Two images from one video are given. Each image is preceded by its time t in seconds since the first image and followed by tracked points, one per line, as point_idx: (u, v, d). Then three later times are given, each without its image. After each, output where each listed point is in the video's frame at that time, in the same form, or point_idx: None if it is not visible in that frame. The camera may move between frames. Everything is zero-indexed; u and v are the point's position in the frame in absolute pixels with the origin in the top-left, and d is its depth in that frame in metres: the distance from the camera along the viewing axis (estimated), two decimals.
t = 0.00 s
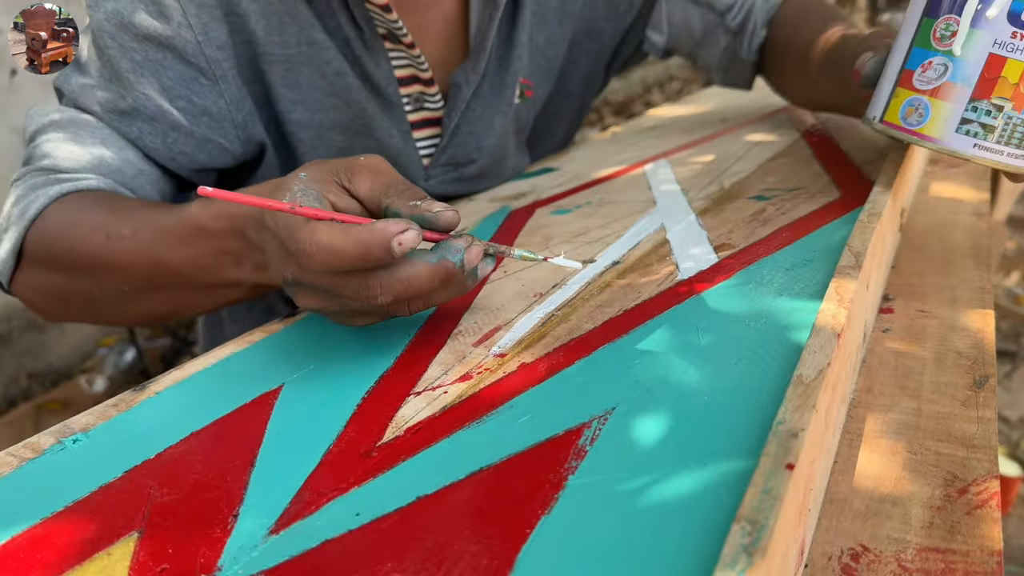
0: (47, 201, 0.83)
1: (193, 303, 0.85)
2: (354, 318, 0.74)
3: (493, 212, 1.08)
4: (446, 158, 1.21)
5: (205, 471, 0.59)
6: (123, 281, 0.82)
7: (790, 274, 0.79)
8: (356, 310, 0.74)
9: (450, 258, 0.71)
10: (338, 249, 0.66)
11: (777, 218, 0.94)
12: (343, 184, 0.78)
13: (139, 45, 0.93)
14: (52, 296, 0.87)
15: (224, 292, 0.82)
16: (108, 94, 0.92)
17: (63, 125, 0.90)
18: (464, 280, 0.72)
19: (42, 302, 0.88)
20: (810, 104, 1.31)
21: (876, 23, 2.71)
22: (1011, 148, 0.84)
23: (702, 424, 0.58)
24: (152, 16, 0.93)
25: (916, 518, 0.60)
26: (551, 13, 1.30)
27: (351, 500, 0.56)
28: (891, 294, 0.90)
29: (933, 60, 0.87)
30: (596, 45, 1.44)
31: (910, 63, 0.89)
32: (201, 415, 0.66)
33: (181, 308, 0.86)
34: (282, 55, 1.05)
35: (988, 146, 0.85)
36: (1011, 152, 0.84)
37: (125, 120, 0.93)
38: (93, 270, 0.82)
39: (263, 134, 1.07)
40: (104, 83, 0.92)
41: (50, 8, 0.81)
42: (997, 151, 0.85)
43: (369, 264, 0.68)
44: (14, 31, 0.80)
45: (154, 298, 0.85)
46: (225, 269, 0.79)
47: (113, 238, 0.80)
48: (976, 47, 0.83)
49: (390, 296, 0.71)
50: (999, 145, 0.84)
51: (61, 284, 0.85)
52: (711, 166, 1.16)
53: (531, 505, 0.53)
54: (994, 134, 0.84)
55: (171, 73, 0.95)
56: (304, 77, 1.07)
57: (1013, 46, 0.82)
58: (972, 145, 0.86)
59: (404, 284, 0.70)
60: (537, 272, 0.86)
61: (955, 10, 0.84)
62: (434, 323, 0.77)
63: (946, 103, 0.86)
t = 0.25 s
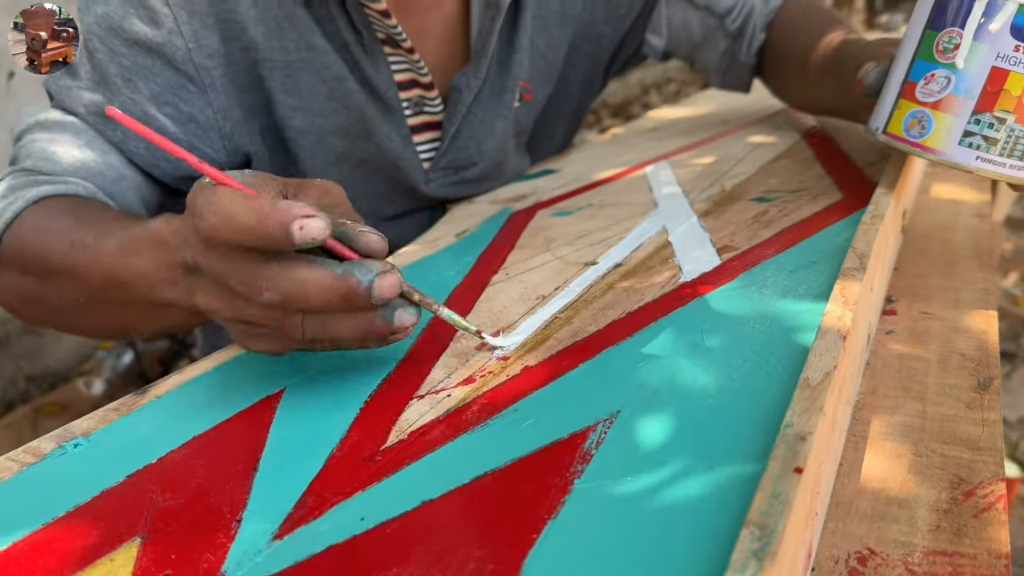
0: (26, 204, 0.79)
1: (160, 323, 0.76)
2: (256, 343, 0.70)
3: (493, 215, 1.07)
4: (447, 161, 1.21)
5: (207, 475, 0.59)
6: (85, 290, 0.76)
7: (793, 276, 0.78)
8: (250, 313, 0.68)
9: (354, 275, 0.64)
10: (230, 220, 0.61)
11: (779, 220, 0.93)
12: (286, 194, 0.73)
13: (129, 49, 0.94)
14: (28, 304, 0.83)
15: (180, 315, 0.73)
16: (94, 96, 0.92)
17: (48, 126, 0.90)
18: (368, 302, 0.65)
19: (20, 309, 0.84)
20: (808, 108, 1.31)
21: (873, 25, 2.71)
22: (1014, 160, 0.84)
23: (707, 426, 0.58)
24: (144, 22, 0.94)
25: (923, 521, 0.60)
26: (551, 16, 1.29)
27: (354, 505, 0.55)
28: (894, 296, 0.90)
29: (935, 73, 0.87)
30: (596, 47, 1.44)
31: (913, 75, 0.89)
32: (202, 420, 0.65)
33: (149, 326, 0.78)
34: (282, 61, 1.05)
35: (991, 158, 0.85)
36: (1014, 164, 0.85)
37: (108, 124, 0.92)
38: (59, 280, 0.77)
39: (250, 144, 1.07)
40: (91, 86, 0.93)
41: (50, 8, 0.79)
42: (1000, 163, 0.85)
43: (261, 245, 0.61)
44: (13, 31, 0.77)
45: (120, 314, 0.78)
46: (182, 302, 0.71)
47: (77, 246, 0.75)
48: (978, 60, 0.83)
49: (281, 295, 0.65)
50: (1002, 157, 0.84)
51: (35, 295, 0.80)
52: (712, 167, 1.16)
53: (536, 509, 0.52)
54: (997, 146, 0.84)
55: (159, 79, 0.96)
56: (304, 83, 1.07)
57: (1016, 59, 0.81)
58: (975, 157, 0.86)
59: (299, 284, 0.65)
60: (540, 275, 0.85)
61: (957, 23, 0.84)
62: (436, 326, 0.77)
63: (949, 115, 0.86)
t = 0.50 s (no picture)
0: (22, 215, 0.83)
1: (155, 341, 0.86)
2: (195, 271, 0.70)
3: (490, 217, 1.07)
4: (444, 165, 1.20)
5: (204, 480, 0.59)
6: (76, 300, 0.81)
7: (791, 278, 0.78)
8: (214, 222, 0.67)
9: (330, 197, 0.62)
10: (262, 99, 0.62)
11: (777, 221, 0.93)
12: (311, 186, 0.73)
13: (124, 58, 0.92)
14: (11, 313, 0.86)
15: (175, 330, 0.82)
16: (91, 106, 0.91)
17: (43, 135, 0.90)
18: (325, 233, 0.62)
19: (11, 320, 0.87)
20: (804, 112, 1.31)
21: (869, 26, 2.72)
22: (1010, 165, 0.85)
23: (706, 428, 0.58)
24: (138, 31, 0.92)
25: (921, 523, 0.60)
26: (546, 19, 1.30)
27: (352, 508, 0.55)
28: (892, 297, 0.90)
29: (934, 77, 0.87)
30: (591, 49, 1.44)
31: (911, 80, 0.89)
32: (199, 423, 0.65)
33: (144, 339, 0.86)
34: (279, 67, 1.04)
35: (988, 163, 0.86)
36: (1011, 170, 0.85)
37: (105, 134, 0.92)
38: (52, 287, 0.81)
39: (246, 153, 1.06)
40: (87, 95, 0.91)
41: (50, 8, 0.84)
42: (998, 168, 0.86)
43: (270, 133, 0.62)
44: (13, 32, 0.81)
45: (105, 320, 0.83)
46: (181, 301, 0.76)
47: (79, 255, 0.81)
48: (977, 64, 0.83)
49: (251, 196, 0.64)
50: (999, 162, 0.85)
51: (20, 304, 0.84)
52: (710, 169, 1.16)
53: (536, 512, 0.52)
54: (995, 151, 0.85)
55: (155, 88, 0.95)
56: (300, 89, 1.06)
57: (1013, 64, 0.82)
58: (972, 162, 0.86)
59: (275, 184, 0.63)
60: (537, 277, 0.85)
61: (954, 28, 0.84)
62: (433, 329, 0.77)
63: (948, 120, 0.86)
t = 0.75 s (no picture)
0: (39, 220, 0.85)
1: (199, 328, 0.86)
2: (306, 255, 0.72)
3: (488, 217, 1.08)
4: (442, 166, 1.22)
5: (203, 478, 0.59)
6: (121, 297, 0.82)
7: (788, 277, 0.79)
8: (321, 211, 0.70)
9: (427, 175, 0.68)
10: (341, 101, 0.65)
11: (774, 220, 0.94)
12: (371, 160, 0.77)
13: (125, 65, 0.92)
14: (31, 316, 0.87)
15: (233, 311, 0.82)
16: (94, 116, 0.91)
17: (48, 144, 0.90)
18: (431, 209, 0.68)
19: (21, 321, 0.89)
20: (801, 112, 1.31)
21: (864, 28, 2.73)
22: (1005, 167, 0.86)
23: (706, 425, 0.58)
24: (138, 37, 0.92)
25: (920, 519, 0.60)
26: (542, 20, 1.30)
27: (352, 505, 0.55)
28: (889, 296, 0.90)
29: (929, 80, 0.87)
30: (587, 50, 1.44)
31: (906, 83, 0.89)
32: (198, 422, 0.65)
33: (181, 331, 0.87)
34: (275, 70, 1.04)
35: (983, 164, 0.86)
36: (1005, 171, 0.86)
37: (110, 142, 0.93)
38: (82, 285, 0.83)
39: (251, 155, 1.07)
40: (90, 105, 0.91)
41: (49, 8, 0.83)
42: (992, 170, 0.86)
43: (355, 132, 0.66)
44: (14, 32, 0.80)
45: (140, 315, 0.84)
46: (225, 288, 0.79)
47: (109, 251, 0.82)
48: (970, 67, 0.84)
49: (360, 187, 0.68)
50: (994, 164, 0.86)
51: (44, 304, 0.85)
52: (707, 169, 1.16)
53: (536, 509, 0.52)
54: (989, 153, 0.86)
55: (157, 94, 0.95)
56: (294, 91, 1.07)
57: (1008, 67, 0.82)
58: (967, 164, 0.87)
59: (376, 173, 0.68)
60: (535, 276, 0.86)
61: (949, 31, 0.84)
62: (432, 328, 0.77)
63: (943, 122, 0.87)
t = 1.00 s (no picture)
0: (27, 224, 0.82)
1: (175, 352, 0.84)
2: (257, 330, 0.70)
3: (486, 218, 1.08)
4: (440, 169, 1.21)
5: (203, 477, 0.59)
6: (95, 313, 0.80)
7: (784, 276, 0.79)
8: (262, 289, 0.68)
9: (364, 243, 0.64)
10: (256, 176, 0.61)
11: (770, 221, 0.94)
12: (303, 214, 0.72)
13: (120, 67, 0.93)
14: (18, 324, 0.86)
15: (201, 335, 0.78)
16: (88, 116, 0.92)
17: (41, 145, 0.90)
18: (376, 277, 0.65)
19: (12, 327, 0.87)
20: (798, 115, 1.31)
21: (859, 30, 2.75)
22: (996, 169, 0.87)
23: (702, 424, 0.58)
24: (134, 40, 0.94)
25: (914, 516, 0.60)
26: (540, 23, 1.30)
27: (351, 503, 0.55)
28: (884, 295, 0.91)
29: (922, 83, 0.88)
30: (584, 52, 1.45)
31: (899, 85, 0.90)
32: (198, 422, 0.65)
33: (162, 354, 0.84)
34: (275, 74, 1.04)
35: (975, 167, 0.87)
36: (996, 172, 0.87)
37: (103, 144, 0.93)
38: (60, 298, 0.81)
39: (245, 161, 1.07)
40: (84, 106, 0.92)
41: (50, 8, 0.83)
42: (983, 172, 0.87)
43: (277, 205, 0.62)
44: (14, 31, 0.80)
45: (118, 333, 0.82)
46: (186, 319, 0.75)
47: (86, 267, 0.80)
48: (962, 70, 0.85)
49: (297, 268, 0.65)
50: (985, 166, 0.87)
51: (30, 315, 0.84)
52: (703, 170, 1.17)
53: (534, 506, 0.53)
54: (981, 155, 0.87)
55: (151, 96, 0.95)
56: (297, 96, 1.07)
57: (999, 70, 0.83)
58: (959, 166, 0.88)
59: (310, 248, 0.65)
60: (532, 277, 0.86)
61: (941, 34, 0.85)
62: (430, 328, 0.77)
63: (936, 125, 0.88)
